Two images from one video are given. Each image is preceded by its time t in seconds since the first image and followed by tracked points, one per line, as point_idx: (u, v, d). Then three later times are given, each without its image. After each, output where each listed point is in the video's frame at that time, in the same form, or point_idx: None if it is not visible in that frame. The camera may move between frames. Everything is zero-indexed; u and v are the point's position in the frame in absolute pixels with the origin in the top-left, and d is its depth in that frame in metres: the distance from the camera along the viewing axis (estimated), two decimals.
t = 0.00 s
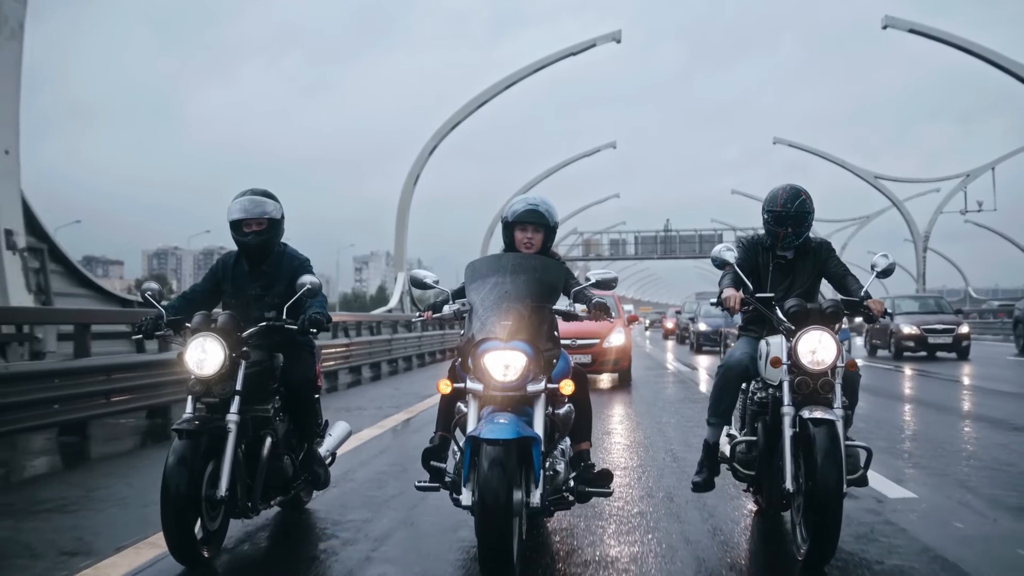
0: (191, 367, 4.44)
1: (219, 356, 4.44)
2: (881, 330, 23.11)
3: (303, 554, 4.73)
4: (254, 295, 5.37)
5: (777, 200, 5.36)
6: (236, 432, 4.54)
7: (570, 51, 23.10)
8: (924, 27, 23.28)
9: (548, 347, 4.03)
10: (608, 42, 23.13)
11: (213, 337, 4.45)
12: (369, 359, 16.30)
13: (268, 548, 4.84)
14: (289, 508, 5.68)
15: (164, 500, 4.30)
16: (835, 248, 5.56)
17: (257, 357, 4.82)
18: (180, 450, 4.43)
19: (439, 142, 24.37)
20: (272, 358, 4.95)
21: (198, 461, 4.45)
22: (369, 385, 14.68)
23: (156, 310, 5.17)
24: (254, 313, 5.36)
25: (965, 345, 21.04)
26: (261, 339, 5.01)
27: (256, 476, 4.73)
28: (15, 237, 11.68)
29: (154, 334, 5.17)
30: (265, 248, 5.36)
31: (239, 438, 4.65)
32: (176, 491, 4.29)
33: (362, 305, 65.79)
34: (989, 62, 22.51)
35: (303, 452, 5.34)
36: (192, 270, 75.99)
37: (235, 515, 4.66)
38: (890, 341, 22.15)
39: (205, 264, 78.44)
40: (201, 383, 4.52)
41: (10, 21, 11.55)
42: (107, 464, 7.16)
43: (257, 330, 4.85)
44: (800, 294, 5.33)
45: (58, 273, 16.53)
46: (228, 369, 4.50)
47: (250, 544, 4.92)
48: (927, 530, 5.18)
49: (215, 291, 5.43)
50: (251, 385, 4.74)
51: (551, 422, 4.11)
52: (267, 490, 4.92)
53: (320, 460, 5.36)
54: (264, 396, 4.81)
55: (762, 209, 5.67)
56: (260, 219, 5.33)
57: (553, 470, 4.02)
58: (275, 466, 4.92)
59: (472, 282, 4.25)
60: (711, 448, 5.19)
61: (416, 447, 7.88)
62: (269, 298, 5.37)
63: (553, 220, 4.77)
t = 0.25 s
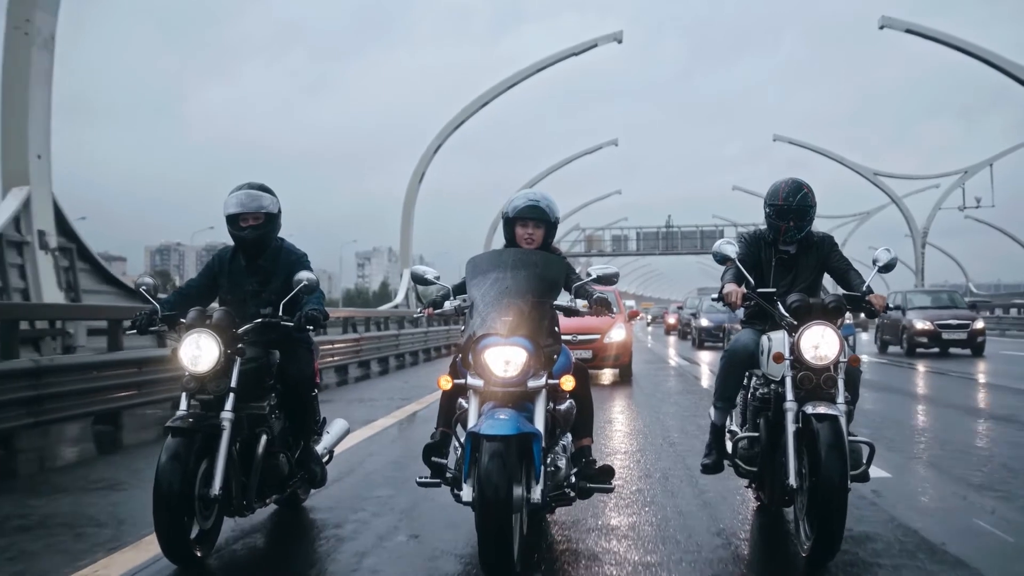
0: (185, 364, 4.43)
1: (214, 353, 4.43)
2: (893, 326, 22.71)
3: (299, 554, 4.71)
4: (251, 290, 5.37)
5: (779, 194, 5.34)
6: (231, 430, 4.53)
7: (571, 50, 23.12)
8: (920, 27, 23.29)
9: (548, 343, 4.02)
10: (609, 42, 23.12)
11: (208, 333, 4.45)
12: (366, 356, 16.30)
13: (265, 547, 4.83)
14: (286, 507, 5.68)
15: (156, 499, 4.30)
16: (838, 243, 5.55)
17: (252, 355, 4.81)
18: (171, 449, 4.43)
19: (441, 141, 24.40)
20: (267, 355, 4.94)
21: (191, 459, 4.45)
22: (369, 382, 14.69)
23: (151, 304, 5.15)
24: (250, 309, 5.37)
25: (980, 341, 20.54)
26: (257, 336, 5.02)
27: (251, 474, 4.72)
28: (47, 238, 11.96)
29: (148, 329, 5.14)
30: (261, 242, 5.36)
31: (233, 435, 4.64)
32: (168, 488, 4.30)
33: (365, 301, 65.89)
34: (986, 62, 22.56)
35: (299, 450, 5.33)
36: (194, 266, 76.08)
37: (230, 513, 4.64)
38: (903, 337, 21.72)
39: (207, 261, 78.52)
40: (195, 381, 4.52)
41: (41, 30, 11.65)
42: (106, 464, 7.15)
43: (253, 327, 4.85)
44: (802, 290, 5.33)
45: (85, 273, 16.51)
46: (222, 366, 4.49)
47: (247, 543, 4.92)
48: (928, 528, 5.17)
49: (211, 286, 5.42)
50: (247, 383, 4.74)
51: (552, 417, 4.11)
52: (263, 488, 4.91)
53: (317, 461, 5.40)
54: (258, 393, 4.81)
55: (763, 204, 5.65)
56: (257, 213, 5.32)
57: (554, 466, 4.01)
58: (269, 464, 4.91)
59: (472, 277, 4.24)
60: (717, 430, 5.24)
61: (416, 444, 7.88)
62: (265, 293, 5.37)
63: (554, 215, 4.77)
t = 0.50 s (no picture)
0: (183, 363, 4.43)
1: (212, 353, 4.44)
2: (906, 324, 22.29)
3: (297, 555, 4.71)
4: (250, 289, 5.36)
5: (782, 191, 5.34)
6: (228, 431, 4.53)
7: (573, 53, 23.19)
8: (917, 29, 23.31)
9: (549, 342, 4.01)
10: (611, 46, 23.13)
11: (204, 333, 4.46)
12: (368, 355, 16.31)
13: (262, 549, 4.83)
14: (283, 507, 5.67)
15: (152, 500, 4.30)
16: (841, 240, 5.54)
17: (251, 355, 4.81)
18: (168, 450, 4.43)
19: (446, 143, 24.48)
20: (266, 355, 4.94)
21: (188, 459, 4.45)
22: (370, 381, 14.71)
23: (148, 303, 5.14)
24: (249, 308, 5.34)
25: (997, 341, 20.40)
26: (257, 335, 5.01)
27: (248, 475, 4.72)
28: (76, 241, 12.46)
29: (145, 328, 5.16)
30: (259, 241, 5.36)
31: (231, 436, 4.64)
32: (165, 490, 4.29)
33: (367, 300, 65.96)
34: (984, 65, 22.61)
35: (297, 451, 5.33)
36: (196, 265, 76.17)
37: (226, 515, 4.64)
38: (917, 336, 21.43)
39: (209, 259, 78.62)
40: (192, 381, 4.52)
41: (71, 44, 12.03)
42: (103, 462, 7.15)
43: (252, 327, 4.85)
44: (805, 288, 5.33)
45: (111, 273, 16.45)
46: (220, 365, 4.50)
47: (245, 544, 4.92)
48: (930, 528, 5.15)
49: (208, 286, 5.42)
50: (245, 383, 4.74)
51: (553, 417, 4.11)
52: (260, 488, 4.91)
53: (315, 460, 5.43)
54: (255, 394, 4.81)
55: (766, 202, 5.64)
56: (255, 212, 5.32)
57: (556, 465, 4.00)
58: (266, 466, 4.91)
59: (474, 276, 4.24)
60: (733, 423, 5.27)
61: (417, 443, 7.89)
62: (263, 292, 5.36)
63: (555, 214, 4.77)
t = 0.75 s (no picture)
0: (179, 362, 4.43)
1: (208, 352, 4.43)
2: (919, 324, 21.86)
3: (292, 557, 4.70)
4: (246, 289, 5.35)
5: (782, 189, 5.34)
6: (222, 432, 4.52)
7: (573, 58, 23.22)
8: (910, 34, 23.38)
9: (547, 342, 4.01)
10: (610, 51, 23.16)
11: (201, 331, 4.46)
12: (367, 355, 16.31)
13: (256, 551, 4.82)
14: (279, 508, 5.66)
15: (146, 502, 4.29)
16: (841, 240, 5.54)
17: (247, 355, 4.80)
18: (162, 451, 4.42)
19: (448, 148, 24.53)
20: (262, 355, 4.93)
21: (182, 460, 4.44)
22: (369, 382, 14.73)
23: (143, 302, 5.13)
24: (245, 308, 5.33)
25: (1013, 342, 20.19)
26: (254, 336, 4.99)
27: (243, 476, 4.72)
28: (104, 245, 13.12)
29: (140, 327, 5.12)
30: (255, 242, 5.35)
31: (225, 437, 4.63)
32: (157, 492, 4.29)
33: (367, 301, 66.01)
34: (979, 67, 22.66)
35: (292, 452, 5.32)
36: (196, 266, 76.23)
37: (220, 516, 4.64)
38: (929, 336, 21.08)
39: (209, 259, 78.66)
40: (188, 380, 4.52)
41: (99, 58, 12.49)
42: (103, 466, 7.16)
43: (247, 327, 4.84)
44: (806, 287, 5.32)
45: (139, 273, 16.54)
46: (216, 365, 4.49)
47: (239, 547, 4.91)
48: (931, 528, 5.13)
49: (203, 286, 5.43)
50: (240, 383, 4.74)
51: (552, 417, 4.10)
52: (255, 489, 4.91)
53: (310, 462, 5.39)
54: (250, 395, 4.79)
55: (765, 202, 5.64)
56: (251, 212, 5.31)
57: (554, 466, 4.00)
58: (261, 467, 4.90)
59: (472, 275, 4.23)
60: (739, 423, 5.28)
61: (415, 444, 7.89)
62: (259, 292, 5.35)
63: (554, 214, 4.77)
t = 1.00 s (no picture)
0: (177, 362, 4.42)
1: (205, 352, 4.42)
2: (931, 325, 21.46)
3: (289, 558, 4.70)
4: (244, 290, 5.35)
5: (781, 188, 5.35)
6: (219, 433, 4.52)
7: (573, 62, 23.23)
8: (902, 38, 23.44)
9: (544, 342, 4.00)
10: (609, 56, 23.19)
11: (199, 332, 4.45)
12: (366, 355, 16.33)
13: (255, 551, 4.82)
14: (276, 508, 5.66)
15: (145, 504, 4.29)
16: (841, 239, 5.53)
17: (245, 355, 4.80)
18: (161, 452, 4.41)
19: (449, 150, 24.55)
20: (259, 355, 4.92)
21: (181, 461, 4.44)
22: (367, 382, 14.74)
23: (140, 303, 5.13)
24: (243, 309, 5.33)
25: None
26: (251, 336, 4.98)
27: (240, 476, 4.71)
28: (125, 248, 13.37)
29: (136, 327, 5.09)
30: (252, 243, 5.35)
31: (222, 437, 4.63)
32: (155, 494, 4.29)
33: (367, 301, 66.04)
34: (975, 70, 22.71)
35: (289, 452, 5.32)
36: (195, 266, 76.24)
37: (217, 517, 4.63)
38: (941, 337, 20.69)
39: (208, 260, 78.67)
40: (185, 380, 4.51)
41: (119, 69, 13.04)
42: (98, 468, 7.16)
43: (245, 327, 4.82)
44: (806, 286, 5.31)
45: (156, 275, 16.75)
46: (214, 365, 4.49)
47: (236, 547, 4.90)
48: (931, 527, 5.13)
49: (201, 287, 5.43)
50: (238, 382, 4.74)
51: (548, 417, 4.10)
52: (251, 489, 4.90)
53: (308, 462, 5.39)
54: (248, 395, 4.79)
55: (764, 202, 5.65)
56: (248, 213, 5.31)
57: (551, 466, 4.01)
58: (257, 468, 4.90)
59: (469, 276, 4.23)
60: (738, 424, 5.26)
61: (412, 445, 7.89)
62: (257, 293, 5.35)
63: (552, 213, 4.76)
